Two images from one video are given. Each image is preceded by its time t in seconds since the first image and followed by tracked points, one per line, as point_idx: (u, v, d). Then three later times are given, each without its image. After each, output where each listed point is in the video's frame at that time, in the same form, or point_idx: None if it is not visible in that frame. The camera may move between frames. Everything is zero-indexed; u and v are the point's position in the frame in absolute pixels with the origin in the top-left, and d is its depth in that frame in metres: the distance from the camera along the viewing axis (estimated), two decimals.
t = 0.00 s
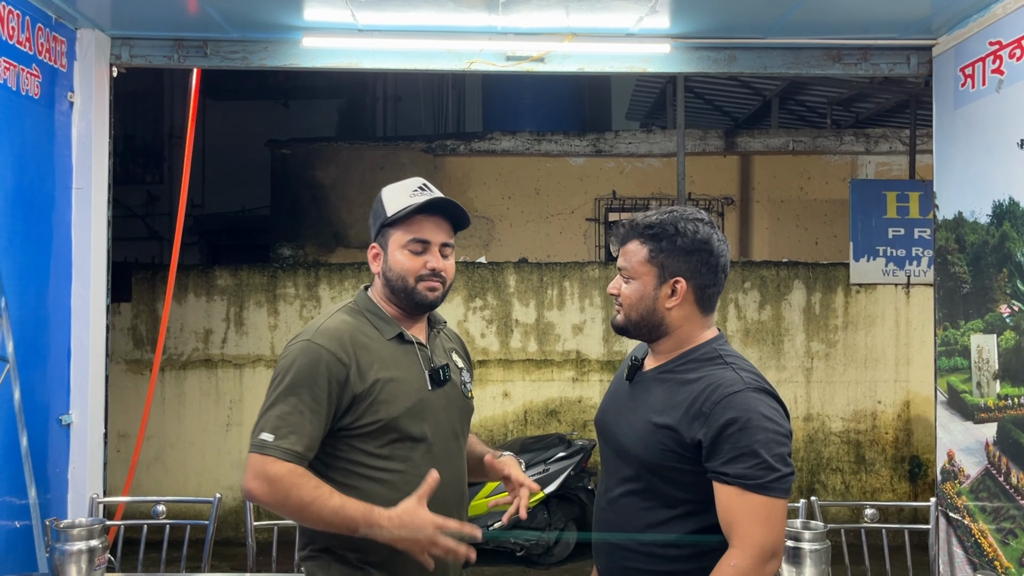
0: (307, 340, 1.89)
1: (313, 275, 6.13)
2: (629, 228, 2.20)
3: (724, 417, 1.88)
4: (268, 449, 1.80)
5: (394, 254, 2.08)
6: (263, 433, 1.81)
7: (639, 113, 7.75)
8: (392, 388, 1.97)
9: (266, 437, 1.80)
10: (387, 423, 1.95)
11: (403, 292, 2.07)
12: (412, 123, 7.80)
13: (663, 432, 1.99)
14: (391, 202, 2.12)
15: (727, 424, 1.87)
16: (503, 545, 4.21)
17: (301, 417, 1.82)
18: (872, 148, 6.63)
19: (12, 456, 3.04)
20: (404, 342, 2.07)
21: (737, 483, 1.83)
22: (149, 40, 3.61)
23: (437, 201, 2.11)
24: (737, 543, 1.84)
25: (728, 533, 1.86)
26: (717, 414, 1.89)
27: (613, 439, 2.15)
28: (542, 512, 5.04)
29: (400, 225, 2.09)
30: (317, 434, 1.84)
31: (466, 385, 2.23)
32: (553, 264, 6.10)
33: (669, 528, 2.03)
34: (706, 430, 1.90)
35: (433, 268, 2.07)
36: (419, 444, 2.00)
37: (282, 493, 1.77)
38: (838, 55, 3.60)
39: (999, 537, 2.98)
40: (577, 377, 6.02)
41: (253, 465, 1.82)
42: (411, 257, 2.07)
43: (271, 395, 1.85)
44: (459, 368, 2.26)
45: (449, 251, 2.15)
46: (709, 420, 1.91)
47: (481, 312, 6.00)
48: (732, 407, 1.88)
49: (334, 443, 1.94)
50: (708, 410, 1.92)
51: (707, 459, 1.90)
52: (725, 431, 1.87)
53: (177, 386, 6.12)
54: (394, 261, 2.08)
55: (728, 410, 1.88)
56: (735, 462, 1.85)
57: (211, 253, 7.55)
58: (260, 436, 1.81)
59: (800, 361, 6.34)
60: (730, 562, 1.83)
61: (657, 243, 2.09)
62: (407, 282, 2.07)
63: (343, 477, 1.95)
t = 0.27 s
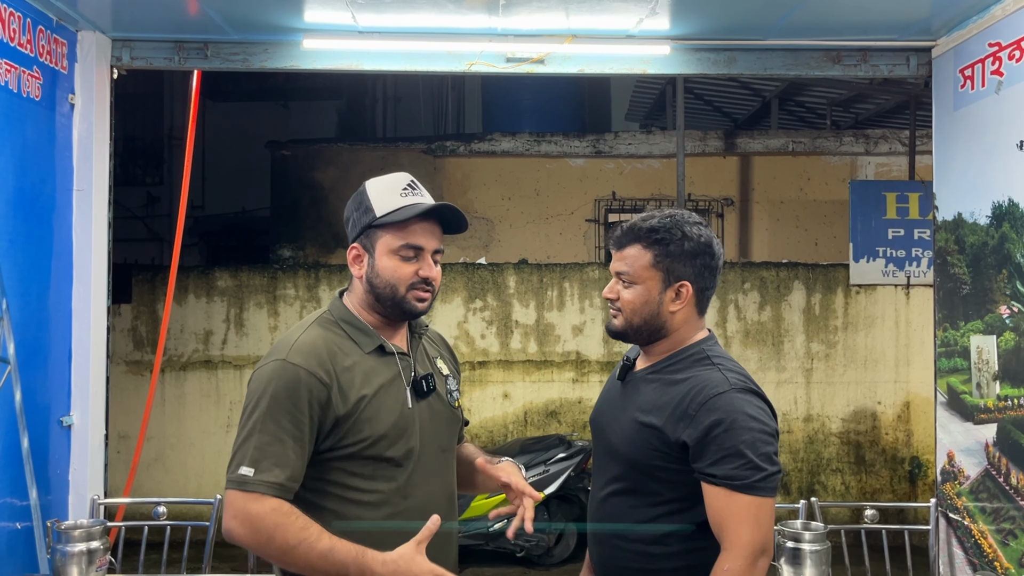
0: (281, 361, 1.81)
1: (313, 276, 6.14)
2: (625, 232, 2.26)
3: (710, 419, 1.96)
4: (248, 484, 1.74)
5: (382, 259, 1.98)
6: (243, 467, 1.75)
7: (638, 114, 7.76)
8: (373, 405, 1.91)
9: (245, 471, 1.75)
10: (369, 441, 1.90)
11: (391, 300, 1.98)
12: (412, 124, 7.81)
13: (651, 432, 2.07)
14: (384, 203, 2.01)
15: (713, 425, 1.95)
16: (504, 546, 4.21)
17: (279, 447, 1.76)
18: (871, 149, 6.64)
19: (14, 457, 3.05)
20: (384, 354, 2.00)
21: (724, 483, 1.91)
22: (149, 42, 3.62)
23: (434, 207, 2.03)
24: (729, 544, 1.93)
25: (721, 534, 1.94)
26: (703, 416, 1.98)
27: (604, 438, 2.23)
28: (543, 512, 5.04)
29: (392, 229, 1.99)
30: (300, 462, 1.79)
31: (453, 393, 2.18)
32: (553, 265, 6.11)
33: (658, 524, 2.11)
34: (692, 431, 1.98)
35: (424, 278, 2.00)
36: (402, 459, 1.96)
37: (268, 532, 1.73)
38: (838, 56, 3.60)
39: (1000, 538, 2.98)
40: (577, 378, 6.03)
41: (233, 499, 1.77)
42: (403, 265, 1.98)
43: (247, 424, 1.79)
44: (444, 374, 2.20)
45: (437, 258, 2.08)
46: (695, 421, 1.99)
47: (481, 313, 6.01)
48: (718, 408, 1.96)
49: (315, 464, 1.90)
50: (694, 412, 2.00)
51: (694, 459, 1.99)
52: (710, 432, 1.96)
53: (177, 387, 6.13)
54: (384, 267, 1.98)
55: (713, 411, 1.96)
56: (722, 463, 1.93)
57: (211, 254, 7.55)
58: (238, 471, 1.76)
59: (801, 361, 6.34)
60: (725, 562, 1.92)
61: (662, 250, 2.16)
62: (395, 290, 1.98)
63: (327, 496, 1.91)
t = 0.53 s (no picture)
0: (264, 349, 1.68)
1: (312, 276, 6.14)
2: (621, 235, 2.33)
3: (697, 411, 2.06)
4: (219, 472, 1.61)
5: (386, 246, 1.82)
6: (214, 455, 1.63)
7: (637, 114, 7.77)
8: (360, 401, 1.75)
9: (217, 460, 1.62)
10: (354, 439, 1.73)
11: (393, 291, 1.83)
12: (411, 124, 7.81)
13: (638, 425, 2.16)
14: (388, 186, 1.84)
15: (700, 417, 2.05)
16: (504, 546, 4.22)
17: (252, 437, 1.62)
18: (870, 148, 6.65)
19: (14, 456, 3.05)
20: (378, 344, 1.85)
21: (713, 472, 2.01)
22: (149, 42, 3.62)
23: (442, 191, 1.86)
24: (725, 534, 2.02)
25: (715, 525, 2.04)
26: (690, 408, 2.07)
27: (590, 431, 2.31)
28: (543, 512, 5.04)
29: (397, 215, 1.82)
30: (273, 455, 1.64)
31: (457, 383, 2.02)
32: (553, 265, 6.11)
33: (647, 516, 2.17)
34: (681, 423, 2.08)
35: (429, 267, 1.84)
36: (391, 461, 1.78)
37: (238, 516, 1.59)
38: (836, 56, 3.61)
39: (998, 536, 2.99)
40: (576, 378, 6.03)
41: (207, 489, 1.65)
42: (407, 252, 1.82)
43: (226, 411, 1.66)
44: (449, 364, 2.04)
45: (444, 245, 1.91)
46: (683, 413, 2.09)
47: (480, 313, 6.01)
48: (704, 401, 2.06)
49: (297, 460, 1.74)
50: (681, 404, 2.10)
51: (682, 450, 2.08)
52: (698, 423, 2.05)
53: (177, 387, 6.13)
54: (387, 255, 1.82)
55: (700, 404, 2.06)
56: (710, 453, 2.02)
57: (210, 254, 7.55)
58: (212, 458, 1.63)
59: (800, 361, 6.35)
60: (723, 552, 2.02)
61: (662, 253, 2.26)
62: (400, 280, 1.82)
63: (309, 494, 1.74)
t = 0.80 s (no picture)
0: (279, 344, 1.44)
1: (311, 275, 6.14)
2: (612, 238, 2.39)
3: (683, 400, 2.10)
4: (238, 488, 1.38)
5: (415, 247, 1.53)
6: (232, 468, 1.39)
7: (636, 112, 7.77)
8: (381, 410, 1.47)
9: (237, 473, 1.38)
10: (376, 454, 1.47)
11: (423, 298, 1.54)
12: (409, 123, 7.81)
13: (624, 418, 2.18)
14: (419, 181, 1.56)
15: (685, 405, 2.09)
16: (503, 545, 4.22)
17: (272, 447, 1.38)
18: (869, 146, 6.66)
19: (13, 457, 3.05)
20: (400, 353, 1.54)
21: (701, 457, 2.04)
22: (147, 42, 3.62)
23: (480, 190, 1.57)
24: (708, 512, 2.05)
25: (698, 504, 2.07)
26: (676, 397, 2.11)
27: (574, 430, 2.32)
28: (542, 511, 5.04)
29: (427, 210, 1.52)
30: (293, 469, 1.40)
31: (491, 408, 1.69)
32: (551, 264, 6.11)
33: (639, 509, 2.18)
34: (667, 411, 2.11)
35: (464, 273, 1.55)
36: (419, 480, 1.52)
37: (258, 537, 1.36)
38: (835, 54, 3.61)
39: (997, 534, 2.99)
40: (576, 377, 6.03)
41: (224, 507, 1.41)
42: (439, 256, 1.53)
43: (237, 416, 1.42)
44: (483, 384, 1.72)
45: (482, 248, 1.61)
46: (669, 402, 2.12)
47: (479, 312, 6.01)
48: (689, 389, 2.11)
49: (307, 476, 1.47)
50: (666, 394, 2.13)
51: (668, 439, 2.11)
52: (684, 411, 2.09)
53: (176, 387, 6.13)
54: (415, 257, 1.53)
55: (685, 393, 2.10)
56: (697, 439, 2.06)
57: (209, 254, 7.55)
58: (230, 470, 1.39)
59: (799, 360, 6.36)
60: (705, 529, 2.04)
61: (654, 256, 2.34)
62: (430, 285, 1.53)
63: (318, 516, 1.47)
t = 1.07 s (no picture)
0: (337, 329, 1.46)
1: (309, 273, 6.14)
2: (600, 236, 2.45)
3: (675, 387, 2.16)
4: (297, 471, 1.42)
5: (483, 235, 1.52)
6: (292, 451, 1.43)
7: (634, 110, 7.77)
8: (438, 398, 1.48)
9: (297, 456, 1.42)
10: (433, 441, 1.47)
11: (489, 286, 1.53)
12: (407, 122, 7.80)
13: (615, 408, 2.22)
14: (489, 168, 1.55)
15: (678, 392, 2.15)
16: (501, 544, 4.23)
17: (330, 432, 1.41)
18: (867, 144, 6.66)
19: (12, 455, 3.04)
20: (461, 342, 1.55)
21: (694, 442, 2.11)
22: (145, 39, 3.61)
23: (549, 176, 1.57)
24: (697, 494, 2.12)
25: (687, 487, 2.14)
26: (668, 384, 2.17)
27: (564, 424, 2.34)
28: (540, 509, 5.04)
29: (493, 198, 1.52)
30: (350, 454, 1.43)
31: (544, 405, 1.66)
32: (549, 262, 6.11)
33: (634, 507, 2.19)
34: (661, 398, 2.16)
35: (530, 261, 1.53)
36: (475, 469, 1.52)
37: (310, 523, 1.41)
38: (833, 52, 3.61)
39: (995, 530, 2.99)
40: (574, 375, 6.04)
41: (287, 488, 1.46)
42: (508, 243, 1.52)
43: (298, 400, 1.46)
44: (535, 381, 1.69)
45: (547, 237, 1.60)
46: (662, 389, 2.17)
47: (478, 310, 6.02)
48: (680, 377, 2.17)
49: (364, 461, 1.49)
50: (658, 382, 2.19)
51: (660, 426, 2.17)
52: (676, 398, 2.15)
53: (174, 385, 6.12)
54: (485, 245, 1.51)
55: (676, 380, 2.16)
56: (690, 425, 2.12)
57: (207, 252, 7.54)
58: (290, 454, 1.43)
59: (798, 357, 6.37)
60: (694, 511, 2.11)
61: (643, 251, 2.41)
62: (495, 272, 1.52)
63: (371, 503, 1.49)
